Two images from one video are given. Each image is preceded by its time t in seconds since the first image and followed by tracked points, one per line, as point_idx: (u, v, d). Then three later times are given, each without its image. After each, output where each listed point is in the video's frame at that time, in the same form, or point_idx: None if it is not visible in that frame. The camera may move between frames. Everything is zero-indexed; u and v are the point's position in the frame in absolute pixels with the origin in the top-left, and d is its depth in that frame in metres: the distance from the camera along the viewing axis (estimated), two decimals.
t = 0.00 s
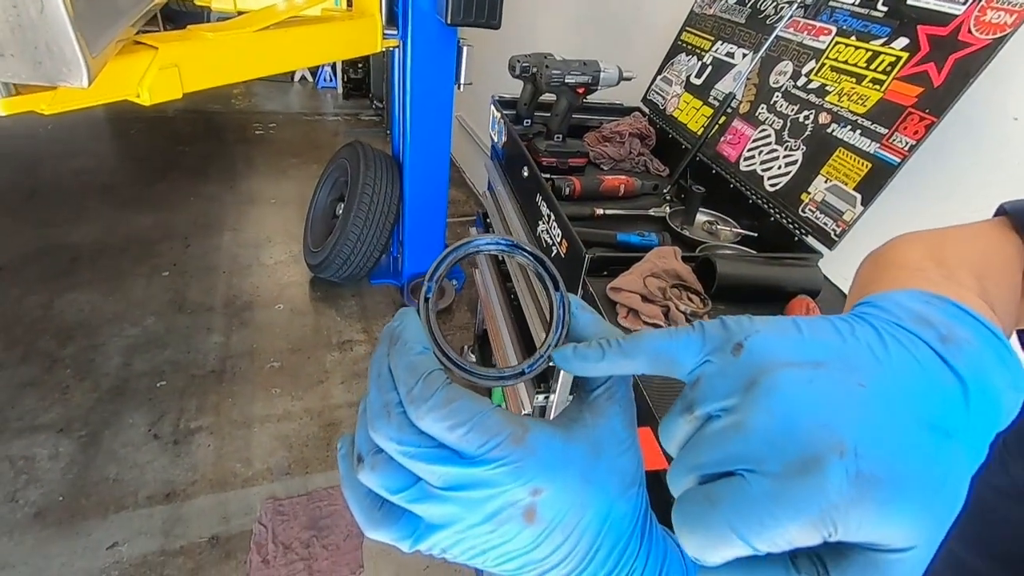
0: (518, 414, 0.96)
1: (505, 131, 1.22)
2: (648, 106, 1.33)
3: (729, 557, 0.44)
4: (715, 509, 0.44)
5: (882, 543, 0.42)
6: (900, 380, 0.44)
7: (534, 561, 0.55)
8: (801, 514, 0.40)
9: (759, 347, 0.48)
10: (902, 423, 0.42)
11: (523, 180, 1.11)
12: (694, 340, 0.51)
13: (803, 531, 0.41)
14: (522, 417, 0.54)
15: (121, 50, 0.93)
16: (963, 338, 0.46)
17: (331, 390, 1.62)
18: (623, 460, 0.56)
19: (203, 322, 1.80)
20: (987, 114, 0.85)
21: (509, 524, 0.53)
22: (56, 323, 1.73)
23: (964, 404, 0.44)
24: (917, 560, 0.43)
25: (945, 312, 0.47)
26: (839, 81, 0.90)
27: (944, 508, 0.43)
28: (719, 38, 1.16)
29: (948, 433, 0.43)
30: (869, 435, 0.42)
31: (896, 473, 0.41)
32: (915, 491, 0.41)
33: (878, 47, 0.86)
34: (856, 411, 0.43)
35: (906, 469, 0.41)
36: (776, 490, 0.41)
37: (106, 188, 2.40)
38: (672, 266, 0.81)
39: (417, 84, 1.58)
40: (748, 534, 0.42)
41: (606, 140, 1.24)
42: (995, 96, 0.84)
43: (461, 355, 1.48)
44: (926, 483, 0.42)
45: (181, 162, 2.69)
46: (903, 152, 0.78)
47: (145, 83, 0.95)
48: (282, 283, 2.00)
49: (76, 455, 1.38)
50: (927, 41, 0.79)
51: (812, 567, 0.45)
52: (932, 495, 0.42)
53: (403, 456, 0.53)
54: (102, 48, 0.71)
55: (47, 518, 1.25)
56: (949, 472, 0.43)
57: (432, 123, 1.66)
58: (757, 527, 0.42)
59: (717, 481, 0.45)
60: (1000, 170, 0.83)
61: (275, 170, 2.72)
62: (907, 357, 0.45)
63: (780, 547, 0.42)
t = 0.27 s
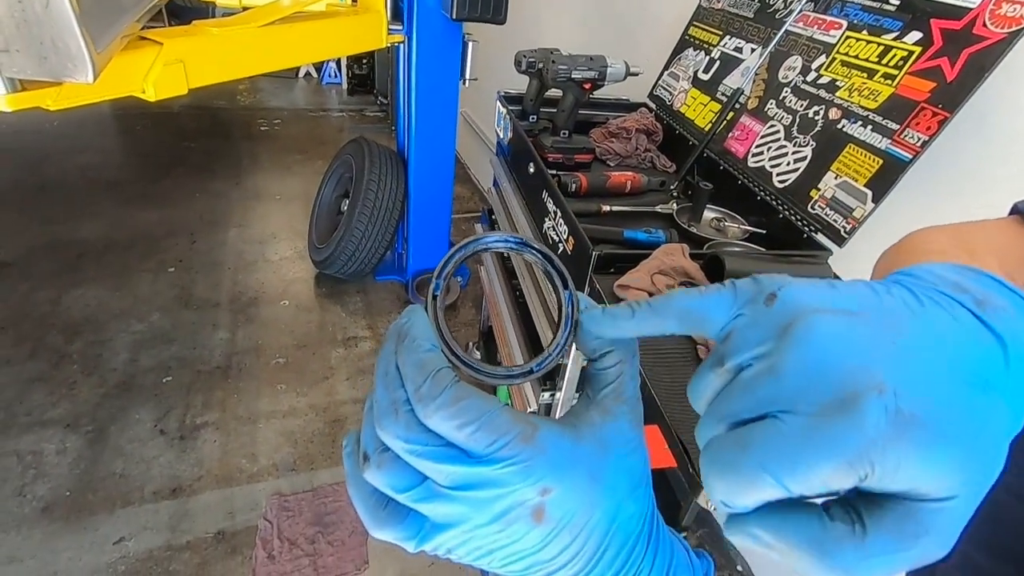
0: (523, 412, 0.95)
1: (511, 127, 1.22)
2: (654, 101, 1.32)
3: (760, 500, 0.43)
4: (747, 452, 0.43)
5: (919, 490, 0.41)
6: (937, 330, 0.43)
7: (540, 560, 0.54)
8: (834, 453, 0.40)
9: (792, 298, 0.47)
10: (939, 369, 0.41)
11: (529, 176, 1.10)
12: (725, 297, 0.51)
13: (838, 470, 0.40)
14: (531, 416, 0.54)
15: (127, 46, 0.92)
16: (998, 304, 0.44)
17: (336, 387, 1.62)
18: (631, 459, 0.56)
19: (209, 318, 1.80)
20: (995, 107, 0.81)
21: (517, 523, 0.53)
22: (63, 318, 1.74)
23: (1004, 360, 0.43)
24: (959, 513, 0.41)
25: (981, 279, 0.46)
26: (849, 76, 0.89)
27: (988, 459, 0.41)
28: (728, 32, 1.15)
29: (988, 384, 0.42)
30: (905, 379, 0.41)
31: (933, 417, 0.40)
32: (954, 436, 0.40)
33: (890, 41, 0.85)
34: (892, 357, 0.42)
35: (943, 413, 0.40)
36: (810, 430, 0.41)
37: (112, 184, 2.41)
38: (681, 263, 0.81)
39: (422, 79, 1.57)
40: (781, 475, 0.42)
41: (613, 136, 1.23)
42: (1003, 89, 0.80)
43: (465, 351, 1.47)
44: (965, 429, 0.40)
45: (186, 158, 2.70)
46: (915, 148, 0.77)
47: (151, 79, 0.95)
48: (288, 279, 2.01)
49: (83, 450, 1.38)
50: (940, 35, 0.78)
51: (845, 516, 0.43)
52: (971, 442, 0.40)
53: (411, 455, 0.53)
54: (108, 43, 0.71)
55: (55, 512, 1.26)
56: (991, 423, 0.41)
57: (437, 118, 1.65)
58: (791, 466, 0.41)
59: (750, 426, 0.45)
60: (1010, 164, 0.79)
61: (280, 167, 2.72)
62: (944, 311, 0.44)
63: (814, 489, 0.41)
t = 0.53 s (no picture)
0: (526, 410, 0.95)
1: (514, 124, 1.21)
2: (658, 98, 1.31)
3: (745, 425, 0.42)
4: (733, 374, 0.43)
5: (902, 417, 0.41)
6: (926, 266, 0.44)
7: (542, 566, 0.54)
8: (820, 368, 0.40)
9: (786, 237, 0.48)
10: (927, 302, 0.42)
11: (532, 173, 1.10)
12: (718, 241, 0.52)
13: (822, 387, 0.39)
14: (533, 422, 0.54)
15: (128, 44, 0.92)
16: (992, 256, 0.46)
17: (339, 384, 1.62)
18: (633, 464, 0.56)
19: (212, 316, 1.80)
20: (1004, 101, 0.80)
21: (519, 530, 0.52)
22: (67, 316, 1.74)
23: (992, 301, 0.44)
24: (942, 444, 0.41)
25: (974, 237, 0.48)
26: (855, 72, 0.88)
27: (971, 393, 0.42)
28: (732, 28, 1.14)
29: (976, 321, 0.43)
30: (892, 306, 0.42)
31: (920, 344, 0.41)
32: (939, 363, 0.41)
33: (897, 37, 0.84)
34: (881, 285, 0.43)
35: (930, 339, 0.41)
36: (797, 349, 0.41)
37: (116, 182, 2.41)
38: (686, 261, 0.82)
39: (424, 76, 1.56)
40: (767, 394, 0.41)
41: (616, 133, 1.23)
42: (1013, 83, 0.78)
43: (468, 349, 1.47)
44: (950, 358, 0.41)
45: (189, 156, 2.70)
46: (922, 145, 0.76)
47: (153, 76, 0.95)
48: (290, 276, 2.01)
49: (87, 448, 1.39)
50: (947, 30, 0.78)
51: (827, 445, 0.43)
52: (956, 372, 0.41)
53: (412, 461, 0.52)
54: (110, 41, 0.71)
55: (60, 510, 1.26)
56: (976, 358, 0.42)
57: (440, 116, 1.65)
58: (776, 384, 0.41)
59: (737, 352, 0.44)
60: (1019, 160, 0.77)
61: (283, 164, 2.71)
62: (934, 253, 0.45)
63: (798, 412, 0.41)
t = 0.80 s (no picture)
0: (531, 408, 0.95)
1: (516, 121, 1.21)
2: (661, 95, 1.31)
3: (662, 471, 0.42)
4: (648, 416, 0.42)
5: (820, 460, 0.40)
6: (849, 298, 0.43)
7: (563, 567, 0.55)
8: (729, 416, 0.39)
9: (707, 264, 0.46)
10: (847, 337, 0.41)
11: (535, 171, 1.10)
12: (646, 267, 0.50)
13: (733, 435, 0.39)
14: (558, 424, 0.54)
15: (130, 43, 0.92)
16: (926, 275, 0.44)
17: (342, 382, 1.62)
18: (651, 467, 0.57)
19: (215, 315, 1.80)
20: (1012, 98, 0.79)
21: (543, 531, 0.53)
22: (70, 315, 1.74)
23: (921, 329, 0.43)
24: (863, 484, 0.40)
25: (912, 253, 0.47)
26: (859, 69, 0.88)
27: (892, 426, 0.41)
28: (735, 25, 1.13)
29: (900, 355, 0.41)
30: (808, 343, 0.40)
31: (833, 383, 0.40)
32: (857, 402, 0.39)
33: (902, 33, 0.83)
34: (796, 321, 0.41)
35: (847, 379, 0.40)
36: (708, 395, 0.40)
37: (118, 181, 2.41)
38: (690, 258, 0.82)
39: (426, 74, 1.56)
40: (681, 443, 0.40)
41: (619, 130, 1.23)
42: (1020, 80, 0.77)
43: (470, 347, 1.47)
44: (870, 397, 0.40)
45: (191, 154, 2.70)
46: (927, 141, 0.76)
47: (155, 75, 0.95)
48: (293, 275, 2.01)
49: (91, 447, 1.39)
50: (953, 26, 0.77)
51: (750, 489, 0.42)
52: (876, 410, 0.40)
53: (440, 463, 0.52)
54: (112, 40, 0.71)
55: (65, 508, 1.27)
56: (898, 392, 0.41)
57: (441, 113, 1.64)
58: (687, 433, 0.40)
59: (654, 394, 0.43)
60: None
61: (285, 162, 2.71)
62: (861, 280, 0.44)
63: (712, 458, 0.40)
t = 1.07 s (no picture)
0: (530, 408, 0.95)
1: (516, 121, 1.21)
2: (660, 94, 1.31)
3: (718, 396, 0.41)
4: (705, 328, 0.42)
5: (877, 385, 0.40)
6: (897, 242, 0.44)
7: None
8: (792, 332, 0.39)
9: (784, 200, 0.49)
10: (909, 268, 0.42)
11: (534, 171, 1.10)
12: (693, 224, 0.52)
13: (795, 351, 0.39)
14: (549, 443, 0.54)
15: (129, 43, 0.92)
16: (968, 235, 0.47)
17: (342, 381, 1.63)
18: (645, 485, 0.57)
19: (216, 314, 1.80)
20: (1012, 96, 0.78)
21: (535, 553, 0.52)
22: (71, 315, 1.75)
23: (966, 277, 0.44)
24: (917, 413, 0.40)
25: (951, 220, 0.49)
26: (858, 67, 0.88)
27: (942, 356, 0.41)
28: (735, 23, 1.13)
29: (952, 292, 0.43)
30: (876, 268, 0.42)
31: (890, 307, 0.40)
32: (915, 330, 0.40)
33: (901, 31, 0.83)
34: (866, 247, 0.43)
35: (905, 308, 0.41)
36: (769, 312, 0.40)
37: (119, 181, 2.41)
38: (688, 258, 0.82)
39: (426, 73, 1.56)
40: (739, 361, 0.40)
41: (619, 129, 1.23)
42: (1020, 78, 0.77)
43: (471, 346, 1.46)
44: (925, 327, 0.41)
45: (191, 154, 2.70)
46: (926, 139, 0.76)
47: (155, 76, 0.95)
48: (293, 274, 2.01)
49: (93, 447, 1.39)
50: (952, 24, 0.77)
51: (804, 417, 0.42)
52: (929, 341, 0.41)
53: (428, 487, 0.52)
54: (113, 40, 0.71)
55: (67, 508, 1.27)
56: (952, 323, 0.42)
57: (441, 112, 1.64)
58: (749, 350, 0.39)
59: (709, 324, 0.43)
60: None
61: (285, 162, 2.71)
62: (905, 231, 0.46)
63: (772, 379, 0.40)
